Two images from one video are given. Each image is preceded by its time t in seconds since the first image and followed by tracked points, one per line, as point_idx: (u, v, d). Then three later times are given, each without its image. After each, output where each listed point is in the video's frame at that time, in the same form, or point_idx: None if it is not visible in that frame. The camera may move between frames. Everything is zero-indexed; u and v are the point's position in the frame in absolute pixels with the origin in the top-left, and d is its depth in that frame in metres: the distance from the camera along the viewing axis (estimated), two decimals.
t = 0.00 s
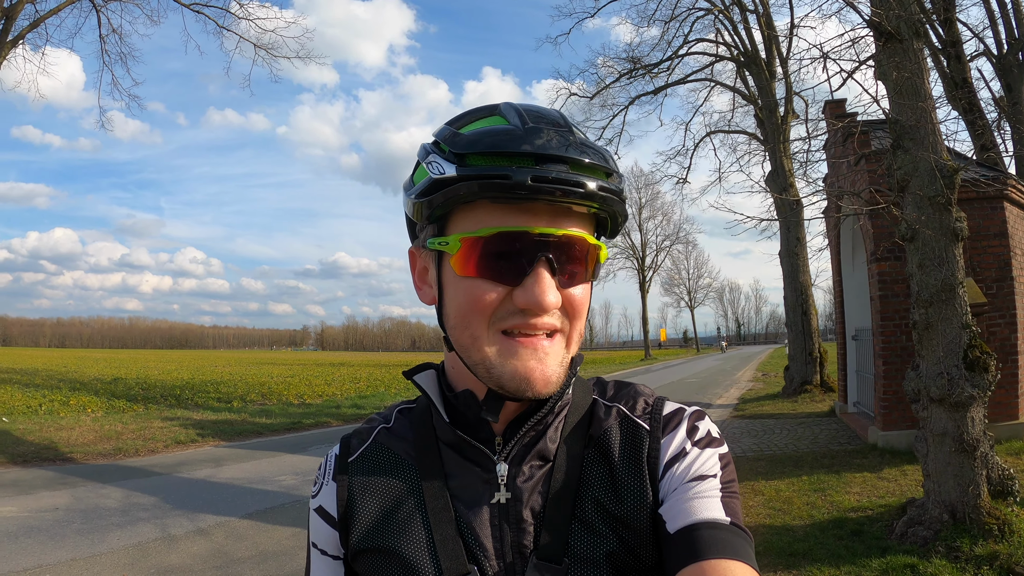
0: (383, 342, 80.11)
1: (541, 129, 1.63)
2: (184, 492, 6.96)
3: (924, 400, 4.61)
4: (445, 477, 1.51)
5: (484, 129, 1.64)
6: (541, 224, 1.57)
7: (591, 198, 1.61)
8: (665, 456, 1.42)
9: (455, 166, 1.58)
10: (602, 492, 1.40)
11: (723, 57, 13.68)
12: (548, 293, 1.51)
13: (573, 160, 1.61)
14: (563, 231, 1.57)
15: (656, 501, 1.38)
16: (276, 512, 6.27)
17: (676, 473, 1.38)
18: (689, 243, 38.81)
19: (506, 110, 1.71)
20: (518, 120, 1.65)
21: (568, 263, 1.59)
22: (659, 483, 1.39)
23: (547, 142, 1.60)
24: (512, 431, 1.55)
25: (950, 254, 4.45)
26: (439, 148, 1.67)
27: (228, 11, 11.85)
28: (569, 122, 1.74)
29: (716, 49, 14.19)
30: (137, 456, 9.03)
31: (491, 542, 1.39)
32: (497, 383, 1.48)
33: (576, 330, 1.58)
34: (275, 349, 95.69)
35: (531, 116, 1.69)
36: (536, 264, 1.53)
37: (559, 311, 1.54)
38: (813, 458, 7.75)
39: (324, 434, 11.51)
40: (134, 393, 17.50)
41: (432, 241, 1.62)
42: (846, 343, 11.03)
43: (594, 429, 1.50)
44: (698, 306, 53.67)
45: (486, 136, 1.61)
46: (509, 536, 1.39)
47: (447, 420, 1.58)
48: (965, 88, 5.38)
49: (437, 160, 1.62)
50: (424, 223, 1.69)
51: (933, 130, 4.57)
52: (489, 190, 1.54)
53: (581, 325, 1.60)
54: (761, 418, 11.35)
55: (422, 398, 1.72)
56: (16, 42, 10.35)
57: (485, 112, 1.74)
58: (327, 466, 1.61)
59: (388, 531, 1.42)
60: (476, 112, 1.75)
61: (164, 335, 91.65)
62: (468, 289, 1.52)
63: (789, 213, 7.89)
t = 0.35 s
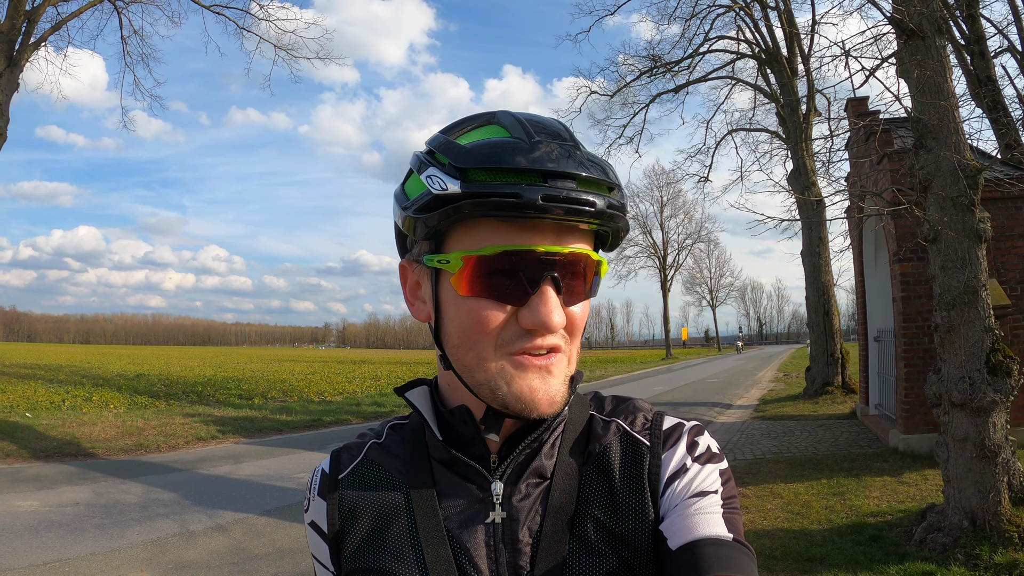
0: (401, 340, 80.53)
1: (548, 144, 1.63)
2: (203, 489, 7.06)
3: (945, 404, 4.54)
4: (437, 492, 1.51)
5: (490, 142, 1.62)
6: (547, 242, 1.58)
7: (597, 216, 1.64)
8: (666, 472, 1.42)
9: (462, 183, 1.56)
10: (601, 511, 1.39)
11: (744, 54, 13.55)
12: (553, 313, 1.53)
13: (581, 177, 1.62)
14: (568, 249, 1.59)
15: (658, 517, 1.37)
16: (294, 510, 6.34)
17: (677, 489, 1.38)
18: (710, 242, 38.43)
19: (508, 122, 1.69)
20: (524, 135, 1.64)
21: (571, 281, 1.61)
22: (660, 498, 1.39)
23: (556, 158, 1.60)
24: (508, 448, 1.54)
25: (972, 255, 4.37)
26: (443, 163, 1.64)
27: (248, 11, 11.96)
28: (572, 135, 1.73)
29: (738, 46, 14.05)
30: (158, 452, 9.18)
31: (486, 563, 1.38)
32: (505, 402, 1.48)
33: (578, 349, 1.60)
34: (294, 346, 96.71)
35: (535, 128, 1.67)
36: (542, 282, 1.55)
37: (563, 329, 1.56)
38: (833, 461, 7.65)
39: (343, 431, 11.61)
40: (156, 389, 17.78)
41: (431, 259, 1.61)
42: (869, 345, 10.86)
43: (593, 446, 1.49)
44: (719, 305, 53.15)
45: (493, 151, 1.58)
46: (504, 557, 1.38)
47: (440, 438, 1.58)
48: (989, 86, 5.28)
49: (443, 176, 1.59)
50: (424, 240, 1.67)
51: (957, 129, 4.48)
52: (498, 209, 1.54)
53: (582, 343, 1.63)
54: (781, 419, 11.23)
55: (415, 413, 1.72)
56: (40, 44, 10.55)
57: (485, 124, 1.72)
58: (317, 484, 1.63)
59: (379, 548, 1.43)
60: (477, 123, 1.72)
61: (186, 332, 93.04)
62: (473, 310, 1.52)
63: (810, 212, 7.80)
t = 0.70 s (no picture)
0: (415, 340, 80.79)
1: (541, 145, 1.63)
2: (217, 486, 7.13)
3: (962, 407, 4.48)
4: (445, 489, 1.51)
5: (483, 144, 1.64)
6: (541, 240, 1.58)
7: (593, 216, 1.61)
8: (670, 472, 1.41)
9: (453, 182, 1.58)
10: (605, 511, 1.39)
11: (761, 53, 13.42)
12: (547, 310, 1.53)
13: (573, 177, 1.60)
14: (564, 247, 1.58)
15: (660, 517, 1.37)
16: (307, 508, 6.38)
17: (680, 490, 1.38)
18: (728, 243, 38.08)
19: (506, 123, 1.70)
20: (517, 135, 1.64)
21: (570, 279, 1.60)
22: (663, 498, 1.38)
23: (547, 158, 1.60)
24: (514, 446, 1.55)
25: (990, 257, 4.30)
26: (438, 163, 1.66)
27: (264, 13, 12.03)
28: (569, 136, 1.73)
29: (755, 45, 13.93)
30: (174, 449, 9.29)
31: (490, 559, 1.38)
32: (499, 399, 1.49)
33: (577, 346, 1.59)
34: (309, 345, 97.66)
35: (531, 130, 1.68)
36: (538, 280, 1.54)
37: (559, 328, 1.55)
38: (849, 463, 7.56)
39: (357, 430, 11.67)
40: (174, 388, 17.99)
41: (431, 257, 1.64)
42: (886, 347, 10.73)
43: (599, 446, 1.48)
44: (737, 306, 52.64)
45: (486, 153, 1.60)
46: (509, 553, 1.38)
47: (448, 435, 1.59)
48: (1008, 84, 5.19)
49: (437, 175, 1.62)
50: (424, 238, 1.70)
51: (974, 128, 4.41)
52: (487, 208, 1.55)
53: (583, 341, 1.61)
54: (798, 421, 11.12)
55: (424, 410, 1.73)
56: (59, 47, 10.72)
57: (485, 125, 1.74)
58: (327, 478, 1.63)
59: (387, 542, 1.43)
60: (476, 125, 1.75)
61: (203, 331, 94.07)
62: (468, 306, 1.54)
63: (827, 213, 7.72)
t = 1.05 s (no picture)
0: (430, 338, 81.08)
1: (515, 139, 1.62)
2: (235, 482, 7.22)
3: (982, 407, 4.41)
4: (473, 473, 1.53)
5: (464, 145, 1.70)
6: (522, 234, 1.60)
7: (568, 204, 1.58)
8: (690, 462, 1.40)
9: (434, 186, 1.67)
10: (626, 497, 1.38)
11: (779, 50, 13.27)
12: (536, 302, 1.53)
13: (544, 167, 1.58)
14: (546, 237, 1.58)
15: (680, 506, 1.36)
16: (323, 504, 6.44)
17: (700, 479, 1.36)
18: (746, 242, 37.72)
19: (492, 121, 1.73)
20: (494, 132, 1.66)
21: (561, 269, 1.59)
22: (682, 487, 1.37)
23: (518, 151, 1.60)
24: (536, 431, 1.56)
25: (1010, 253, 4.23)
26: (431, 169, 1.76)
27: (279, 13, 12.09)
28: (553, 124, 1.70)
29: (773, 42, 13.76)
30: (193, 446, 9.42)
31: (512, 539, 1.40)
32: (498, 390, 1.54)
33: (578, 337, 1.56)
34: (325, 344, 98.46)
35: (512, 125, 1.68)
36: (521, 274, 1.56)
37: (554, 318, 1.54)
38: (867, 463, 7.48)
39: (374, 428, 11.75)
40: (192, 385, 18.23)
41: (440, 255, 1.72)
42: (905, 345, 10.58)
43: (620, 433, 1.48)
44: (754, 305, 52.14)
45: (463, 155, 1.65)
46: (530, 535, 1.40)
47: (475, 419, 1.61)
48: None
49: (426, 181, 1.73)
50: (435, 237, 1.79)
51: (994, 123, 4.34)
52: (461, 208, 1.62)
53: (586, 331, 1.58)
54: (816, 421, 11.02)
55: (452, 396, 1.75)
56: (78, 49, 10.88)
57: (478, 125, 1.79)
58: (359, 458, 1.66)
59: (416, 522, 1.45)
60: (471, 125, 1.80)
61: (221, 329, 95.23)
62: (467, 302, 1.60)
63: (846, 211, 7.63)
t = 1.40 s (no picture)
0: (437, 337, 81.18)
1: (466, 169, 1.58)
2: (243, 480, 7.26)
3: (990, 404, 4.39)
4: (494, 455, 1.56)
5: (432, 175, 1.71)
6: (485, 260, 1.57)
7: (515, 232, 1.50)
8: (704, 450, 1.38)
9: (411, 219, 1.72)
10: (639, 480, 1.39)
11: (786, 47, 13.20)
12: (506, 321, 1.50)
13: (489, 196, 1.51)
14: (505, 263, 1.53)
15: (692, 493, 1.36)
16: (330, 501, 6.47)
17: (714, 467, 1.35)
18: (754, 241, 37.54)
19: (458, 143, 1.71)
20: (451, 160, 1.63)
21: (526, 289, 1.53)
22: (695, 475, 1.36)
23: (467, 181, 1.55)
24: (552, 415, 1.57)
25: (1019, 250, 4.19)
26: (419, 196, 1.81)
27: (285, 13, 12.12)
28: (510, 137, 1.61)
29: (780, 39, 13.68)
30: (201, 444, 9.48)
31: (527, 517, 1.43)
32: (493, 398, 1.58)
33: (557, 347, 1.53)
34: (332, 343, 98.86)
35: (467, 149, 1.63)
36: (489, 298, 1.55)
37: (529, 332, 1.51)
38: (875, 462, 7.45)
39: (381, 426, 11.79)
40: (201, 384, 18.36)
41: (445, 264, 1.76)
42: (914, 343, 10.52)
43: (635, 418, 1.48)
44: (762, 304, 51.89)
45: (428, 188, 1.66)
46: (544, 514, 1.42)
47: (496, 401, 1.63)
48: None
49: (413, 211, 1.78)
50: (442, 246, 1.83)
51: (1002, 119, 4.31)
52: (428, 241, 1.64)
53: (566, 339, 1.53)
54: (824, 419, 10.97)
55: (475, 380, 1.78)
56: (85, 50, 10.95)
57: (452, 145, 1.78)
58: (387, 431, 1.70)
59: (441, 497, 1.49)
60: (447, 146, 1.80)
61: (229, 329, 95.74)
62: (461, 317, 1.63)
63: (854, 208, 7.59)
